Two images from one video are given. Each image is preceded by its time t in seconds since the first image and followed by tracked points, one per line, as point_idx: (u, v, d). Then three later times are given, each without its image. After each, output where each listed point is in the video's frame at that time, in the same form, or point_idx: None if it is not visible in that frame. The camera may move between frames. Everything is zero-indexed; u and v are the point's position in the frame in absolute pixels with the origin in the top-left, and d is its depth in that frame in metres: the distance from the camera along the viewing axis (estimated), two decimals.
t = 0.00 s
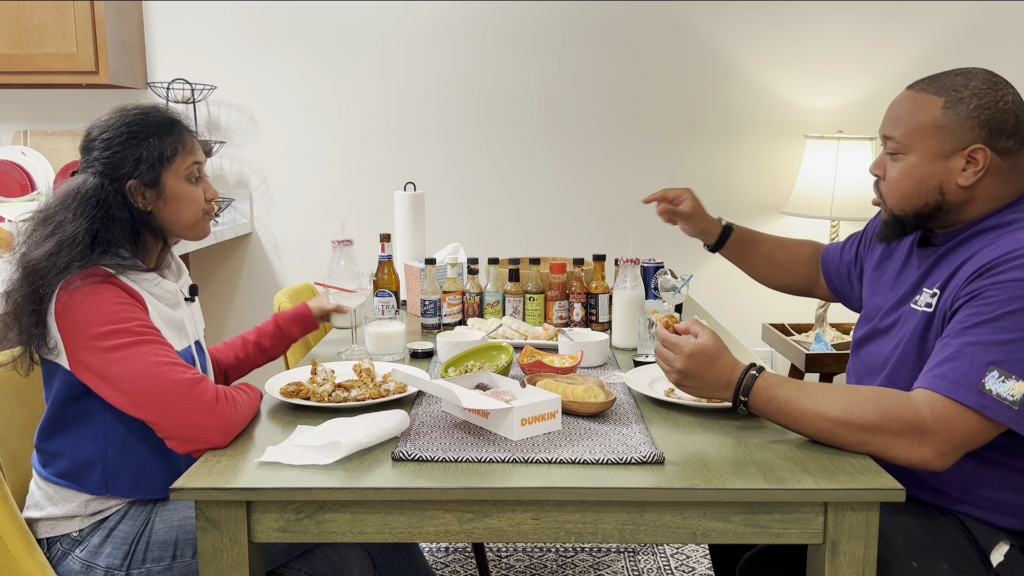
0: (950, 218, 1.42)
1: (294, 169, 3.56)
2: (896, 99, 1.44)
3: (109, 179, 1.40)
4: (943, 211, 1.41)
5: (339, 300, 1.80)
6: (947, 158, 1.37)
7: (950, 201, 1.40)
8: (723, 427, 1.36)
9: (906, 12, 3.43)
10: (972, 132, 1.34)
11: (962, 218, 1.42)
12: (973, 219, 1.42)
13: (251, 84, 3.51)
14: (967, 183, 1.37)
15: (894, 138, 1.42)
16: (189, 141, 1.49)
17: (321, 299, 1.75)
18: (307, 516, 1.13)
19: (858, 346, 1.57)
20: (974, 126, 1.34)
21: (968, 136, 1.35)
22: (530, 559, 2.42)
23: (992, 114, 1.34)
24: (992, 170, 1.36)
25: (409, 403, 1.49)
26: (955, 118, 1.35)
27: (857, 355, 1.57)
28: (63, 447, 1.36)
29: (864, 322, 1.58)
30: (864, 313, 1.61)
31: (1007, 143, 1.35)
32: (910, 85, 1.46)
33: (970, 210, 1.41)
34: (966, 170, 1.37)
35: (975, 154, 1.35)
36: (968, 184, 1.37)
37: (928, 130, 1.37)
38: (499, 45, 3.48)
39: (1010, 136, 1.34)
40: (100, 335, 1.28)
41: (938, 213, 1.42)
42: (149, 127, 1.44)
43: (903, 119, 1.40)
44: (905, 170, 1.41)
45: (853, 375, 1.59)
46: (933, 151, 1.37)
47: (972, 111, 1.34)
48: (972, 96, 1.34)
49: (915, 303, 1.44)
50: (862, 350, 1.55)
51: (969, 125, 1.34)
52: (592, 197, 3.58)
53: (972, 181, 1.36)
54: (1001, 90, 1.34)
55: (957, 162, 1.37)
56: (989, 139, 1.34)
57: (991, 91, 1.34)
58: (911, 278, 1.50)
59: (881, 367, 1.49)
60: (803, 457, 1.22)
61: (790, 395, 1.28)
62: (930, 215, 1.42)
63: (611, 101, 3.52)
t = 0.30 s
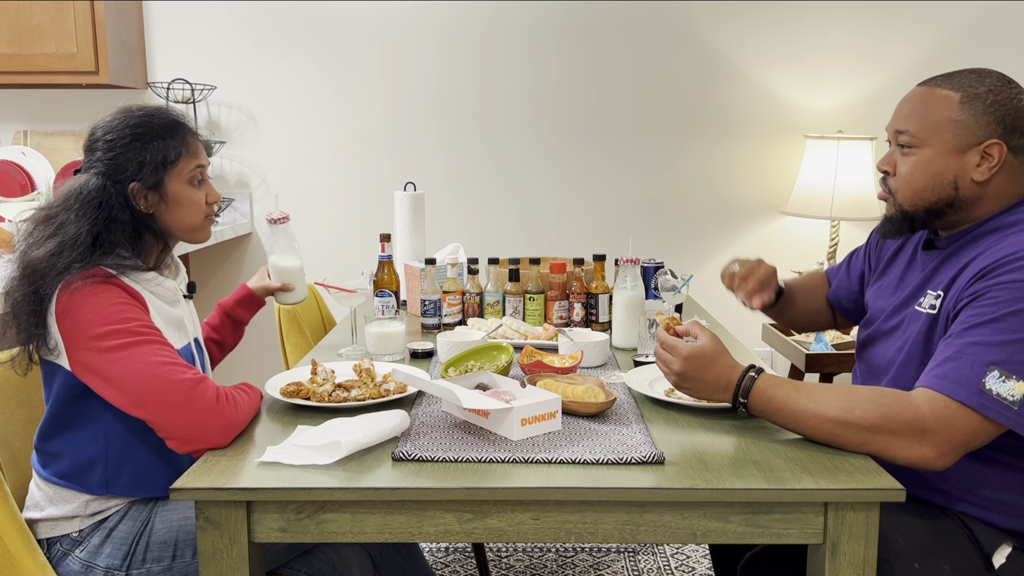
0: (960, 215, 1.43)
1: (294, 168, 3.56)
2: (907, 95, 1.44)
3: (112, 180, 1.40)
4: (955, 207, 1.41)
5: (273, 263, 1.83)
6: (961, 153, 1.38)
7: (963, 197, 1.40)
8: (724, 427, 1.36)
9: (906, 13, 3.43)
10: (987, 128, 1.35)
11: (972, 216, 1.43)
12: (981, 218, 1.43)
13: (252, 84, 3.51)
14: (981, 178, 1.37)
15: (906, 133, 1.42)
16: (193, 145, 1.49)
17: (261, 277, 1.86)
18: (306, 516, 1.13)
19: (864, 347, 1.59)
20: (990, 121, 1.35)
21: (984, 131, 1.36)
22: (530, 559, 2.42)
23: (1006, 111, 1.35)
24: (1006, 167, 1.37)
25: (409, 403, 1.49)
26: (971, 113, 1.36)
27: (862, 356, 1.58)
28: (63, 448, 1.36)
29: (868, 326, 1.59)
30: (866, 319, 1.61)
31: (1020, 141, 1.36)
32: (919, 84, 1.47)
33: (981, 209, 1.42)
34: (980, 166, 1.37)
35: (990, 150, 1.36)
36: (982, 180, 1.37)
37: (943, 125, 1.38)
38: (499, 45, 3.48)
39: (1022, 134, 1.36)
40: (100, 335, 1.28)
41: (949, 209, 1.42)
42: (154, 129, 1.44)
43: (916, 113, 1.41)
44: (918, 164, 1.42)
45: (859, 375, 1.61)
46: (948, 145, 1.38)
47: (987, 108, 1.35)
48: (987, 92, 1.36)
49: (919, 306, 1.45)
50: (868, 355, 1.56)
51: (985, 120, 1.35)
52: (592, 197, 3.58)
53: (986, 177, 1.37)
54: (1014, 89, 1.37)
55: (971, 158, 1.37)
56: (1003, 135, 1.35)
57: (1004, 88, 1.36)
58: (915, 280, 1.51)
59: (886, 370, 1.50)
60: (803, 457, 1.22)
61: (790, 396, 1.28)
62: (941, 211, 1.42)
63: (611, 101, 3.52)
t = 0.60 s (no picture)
0: (941, 212, 1.43)
1: (294, 168, 3.56)
2: (888, 95, 1.45)
3: (108, 180, 1.40)
4: (936, 203, 1.41)
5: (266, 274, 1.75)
6: (941, 149, 1.38)
7: (944, 193, 1.40)
8: (723, 428, 1.36)
9: (906, 12, 3.43)
10: (965, 124, 1.37)
11: (952, 214, 1.43)
12: (961, 215, 1.43)
13: (252, 84, 3.51)
14: (961, 174, 1.38)
15: (888, 131, 1.43)
16: (194, 151, 1.49)
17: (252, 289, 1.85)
18: (307, 516, 1.13)
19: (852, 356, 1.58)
20: (968, 117, 1.37)
21: (963, 127, 1.37)
22: (530, 559, 2.42)
23: (982, 109, 1.37)
24: (984, 163, 1.38)
25: (409, 403, 1.49)
26: (949, 109, 1.37)
27: (851, 364, 1.58)
28: (62, 450, 1.36)
29: (854, 332, 1.59)
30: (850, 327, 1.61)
31: (997, 138, 1.38)
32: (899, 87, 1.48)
33: (961, 206, 1.42)
34: (960, 162, 1.38)
35: (969, 145, 1.37)
36: (962, 175, 1.38)
37: (924, 122, 1.39)
38: (499, 45, 3.48)
39: (999, 132, 1.38)
40: (96, 337, 1.28)
41: (931, 205, 1.42)
42: (155, 132, 1.44)
43: (896, 112, 1.42)
44: (898, 161, 1.42)
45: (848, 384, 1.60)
46: (929, 140, 1.39)
47: (964, 104, 1.37)
48: (965, 91, 1.38)
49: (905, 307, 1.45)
50: (859, 362, 1.56)
51: (964, 116, 1.37)
52: (592, 196, 3.58)
53: (966, 172, 1.38)
54: (990, 90, 1.39)
55: (951, 153, 1.38)
56: (981, 131, 1.37)
57: (980, 88, 1.38)
58: (898, 283, 1.51)
59: (878, 373, 1.50)
60: (803, 457, 1.22)
61: (790, 398, 1.27)
62: (923, 207, 1.42)
63: (611, 101, 3.52)
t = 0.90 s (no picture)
0: (895, 219, 1.43)
1: (294, 168, 3.56)
2: (827, 114, 1.45)
3: (107, 180, 1.40)
4: (888, 211, 1.42)
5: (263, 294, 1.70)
6: (884, 159, 1.38)
7: (894, 201, 1.40)
8: (724, 428, 1.36)
9: (906, 12, 3.43)
10: (904, 133, 1.37)
11: (906, 219, 1.43)
12: (914, 220, 1.43)
13: (252, 83, 3.51)
14: (907, 181, 1.38)
15: (831, 149, 1.42)
16: (192, 150, 1.49)
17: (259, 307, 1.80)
18: (306, 516, 1.13)
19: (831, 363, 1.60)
20: (906, 127, 1.36)
21: (902, 136, 1.37)
22: (530, 559, 2.42)
23: (918, 115, 1.37)
24: (927, 167, 1.38)
25: (409, 403, 1.49)
26: (885, 121, 1.37)
27: (831, 369, 1.59)
28: (61, 450, 1.36)
29: (830, 339, 1.60)
30: (828, 333, 1.62)
31: (937, 142, 1.38)
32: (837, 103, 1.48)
33: (913, 211, 1.42)
34: (904, 169, 1.38)
35: (910, 153, 1.37)
36: (907, 182, 1.38)
37: (864, 136, 1.39)
38: (499, 44, 3.48)
39: (938, 136, 1.38)
40: (96, 338, 1.28)
41: (883, 214, 1.42)
42: (153, 132, 1.43)
43: (835, 130, 1.42)
44: (844, 176, 1.42)
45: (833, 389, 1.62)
46: (872, 153, 1.39)
47: (900, 114, 1.37)
48: (898, 102, 1.38)
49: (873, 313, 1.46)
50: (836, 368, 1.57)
51: (902, 126, 1.36)
52: (592, 196, 3.58)
53: (911, 179, 1.38)
54: (924, 96, 1.39)
55: (894, 162, 1.38)
56: (920, 138, 1.37)
57: (914, 97, 1.38)
58: (866, 289, 1.52)
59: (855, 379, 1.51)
60: (803, 457, 1.22)
61: (795, 389, 1.28)
62: (877, 217, 1.43)
63: (610, 100, 3.52)
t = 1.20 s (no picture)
0: (882, 222, 1.43)
1: (295, 168, 3.56)
2: (808, 122, 1.46)
3: (108, 182, 1.40)
4: (875, 214, 1.42)
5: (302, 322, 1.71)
6: (868, 163, 1.39)
7: (880, 203, 1.41)
8: (724, 428, 1.36)
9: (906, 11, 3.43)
10: (885, 135, 1.38)
11: (894, 221, 1.43)
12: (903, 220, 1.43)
13: (252, 83, 3.51)
14: (892, 182, 1.39)
15: (815, 157, 1.43)
16: (193, 150, 1.49)
17: (298, 334, 1.77)
18: (307, 516, 1.13)
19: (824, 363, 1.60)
20: (886, 129, 1.37)
21: (883, 139, 1.38)
22: (530, 559, 2.42)
23: (896, 118, 1.38)
24: (911, 167, 1.39)
25: (409, 403, 1.49)
26: (864, 125, 1.38)
27: (824, 369, 1.60)
28: (61, 450, 1.36)
29: (824, 339, 1.60)
30: (820, 333, 1.63)
31: (918, 142, 1.39)
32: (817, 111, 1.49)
33: (901, 212, 1.42)
34: (888, 171, 1.39)
35: (893, 155, 1.38)
36: (893, 183, 1.39)
37: (845, 141, 1.40)
38: (500, 44, 3.49)
39: (918, 136, 1.38)
40: (96, 337, 1.28)
41: (870, 217, 1.42)
42: (153, 132, 1.43)
43: (816, 138, 1.43)
44: (831, 183, 1.43)
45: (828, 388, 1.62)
46: (855, 158, 1.39)
47: (879, 117, 1.38)
48: (876, 106, 1.39)
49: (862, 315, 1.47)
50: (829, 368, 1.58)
51: (881, 129, 1.38)
52: (592, 196, 3.58)
53: (896, 180, 1.39)
54: (900, 98, 1.40)
55: (878, 165, 1.39)
56: (901, 139, 1.38)
57: (891, 100, 1.40)
58: (854, 291, 1.53)
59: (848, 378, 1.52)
60: (804, 457, 1.22)
61: (796, 388, 1.29)
62: (864, 221, 1.43)
63: (611, 100, 3.52)
